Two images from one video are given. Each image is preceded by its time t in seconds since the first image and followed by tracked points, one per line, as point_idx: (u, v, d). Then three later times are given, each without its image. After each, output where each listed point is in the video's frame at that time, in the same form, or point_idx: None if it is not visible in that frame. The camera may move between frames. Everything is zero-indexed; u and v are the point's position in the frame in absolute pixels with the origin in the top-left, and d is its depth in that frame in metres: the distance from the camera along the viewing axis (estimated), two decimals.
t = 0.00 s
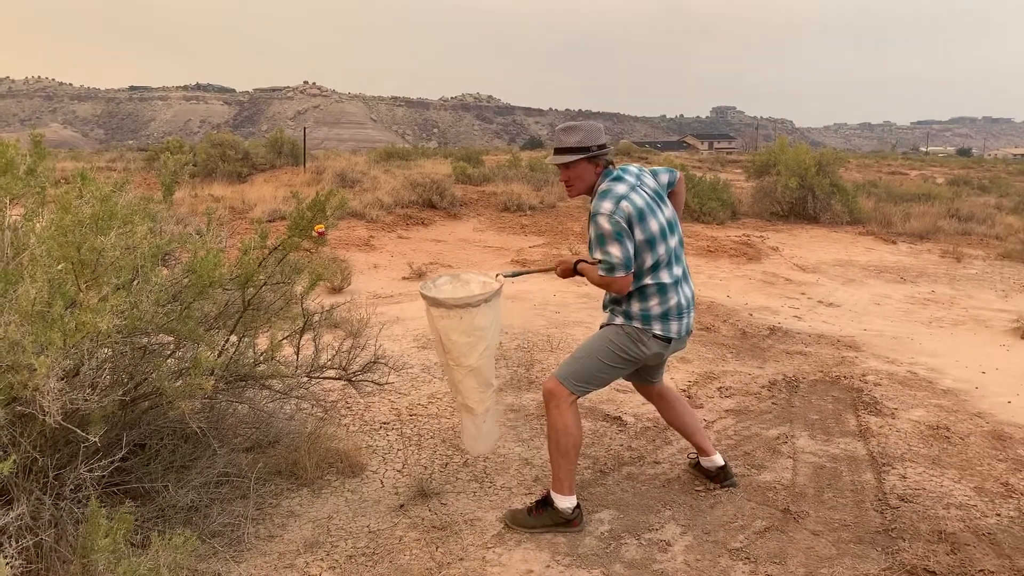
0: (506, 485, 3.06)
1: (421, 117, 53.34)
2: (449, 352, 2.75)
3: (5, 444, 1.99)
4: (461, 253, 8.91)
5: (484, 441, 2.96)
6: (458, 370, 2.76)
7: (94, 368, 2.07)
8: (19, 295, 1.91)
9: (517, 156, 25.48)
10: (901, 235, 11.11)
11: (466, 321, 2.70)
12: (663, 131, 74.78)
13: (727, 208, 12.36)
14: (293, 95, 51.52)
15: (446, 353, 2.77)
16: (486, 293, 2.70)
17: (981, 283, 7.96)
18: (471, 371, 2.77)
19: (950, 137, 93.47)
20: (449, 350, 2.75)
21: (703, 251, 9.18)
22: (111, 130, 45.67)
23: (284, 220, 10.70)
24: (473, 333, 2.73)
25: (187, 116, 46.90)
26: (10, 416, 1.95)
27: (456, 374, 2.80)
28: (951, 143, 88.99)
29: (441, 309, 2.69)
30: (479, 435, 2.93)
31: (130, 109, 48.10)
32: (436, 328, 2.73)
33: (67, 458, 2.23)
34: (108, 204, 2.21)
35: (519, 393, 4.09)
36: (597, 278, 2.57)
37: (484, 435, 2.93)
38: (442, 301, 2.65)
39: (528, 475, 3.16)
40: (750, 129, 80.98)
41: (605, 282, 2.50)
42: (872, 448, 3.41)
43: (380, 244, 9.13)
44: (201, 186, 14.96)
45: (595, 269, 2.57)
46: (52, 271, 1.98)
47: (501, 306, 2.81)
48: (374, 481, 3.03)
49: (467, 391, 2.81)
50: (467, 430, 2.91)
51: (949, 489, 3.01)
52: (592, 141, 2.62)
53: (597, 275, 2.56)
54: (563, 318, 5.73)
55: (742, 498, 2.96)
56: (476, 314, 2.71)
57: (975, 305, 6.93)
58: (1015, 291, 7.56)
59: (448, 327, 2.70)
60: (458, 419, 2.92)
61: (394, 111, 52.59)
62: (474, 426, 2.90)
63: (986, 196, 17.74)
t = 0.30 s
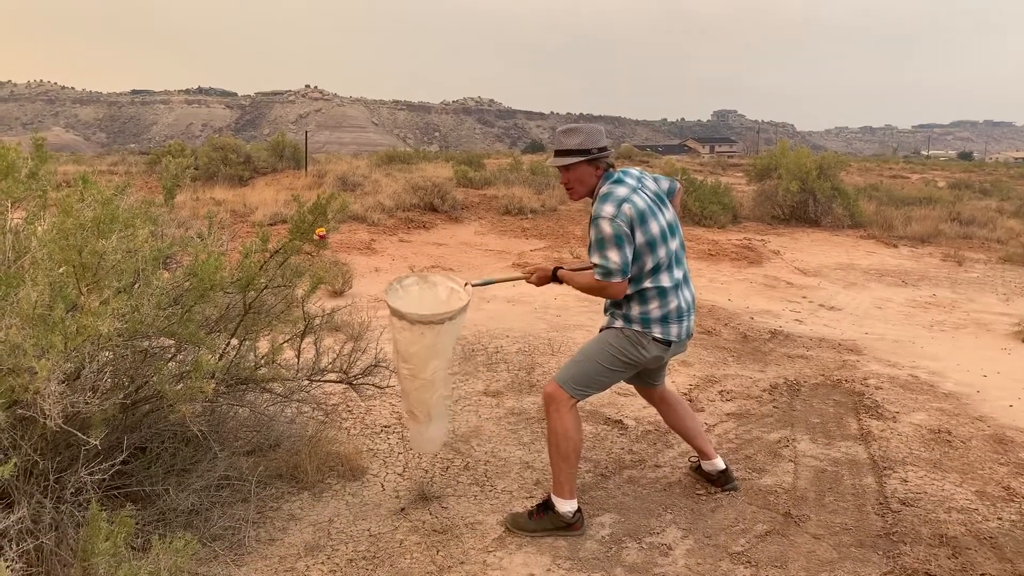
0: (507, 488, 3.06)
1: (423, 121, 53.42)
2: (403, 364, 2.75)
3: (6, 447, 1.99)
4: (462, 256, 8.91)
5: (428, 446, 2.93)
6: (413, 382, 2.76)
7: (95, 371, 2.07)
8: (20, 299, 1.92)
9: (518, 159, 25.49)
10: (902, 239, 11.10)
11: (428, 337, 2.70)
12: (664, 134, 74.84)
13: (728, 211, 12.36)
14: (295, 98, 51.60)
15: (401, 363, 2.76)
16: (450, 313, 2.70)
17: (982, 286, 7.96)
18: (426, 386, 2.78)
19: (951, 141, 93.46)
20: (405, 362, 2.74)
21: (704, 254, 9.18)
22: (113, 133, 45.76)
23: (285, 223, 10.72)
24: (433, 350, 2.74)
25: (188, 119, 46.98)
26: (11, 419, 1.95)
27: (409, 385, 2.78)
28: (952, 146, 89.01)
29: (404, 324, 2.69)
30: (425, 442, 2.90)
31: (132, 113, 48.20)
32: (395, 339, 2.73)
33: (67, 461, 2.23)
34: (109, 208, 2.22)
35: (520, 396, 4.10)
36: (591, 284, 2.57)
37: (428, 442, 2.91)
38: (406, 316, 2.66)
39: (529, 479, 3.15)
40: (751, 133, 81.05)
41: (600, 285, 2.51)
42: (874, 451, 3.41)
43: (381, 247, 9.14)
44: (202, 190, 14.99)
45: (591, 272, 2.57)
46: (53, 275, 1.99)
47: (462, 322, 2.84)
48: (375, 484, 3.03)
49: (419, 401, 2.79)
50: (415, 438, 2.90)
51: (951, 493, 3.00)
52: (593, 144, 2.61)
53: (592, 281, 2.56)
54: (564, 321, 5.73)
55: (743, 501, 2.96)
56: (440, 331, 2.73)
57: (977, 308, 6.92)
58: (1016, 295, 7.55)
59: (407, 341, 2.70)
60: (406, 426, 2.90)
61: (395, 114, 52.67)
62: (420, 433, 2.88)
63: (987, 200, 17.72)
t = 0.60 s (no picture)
0: (508, 493, 3.06)
1: (424, 126, 53.55)
2: (388, 377, 2.60)
3: (7, 451, 1.99)
4: (463, 261, 8.92)
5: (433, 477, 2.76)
6: (399, 398, 2.60)
7: (97, 376, 2.07)
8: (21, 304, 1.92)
9: (519, 164, 25.53)
10: (903, 244, 11.10)
11: (406, 341, 2.56)
12: (665, 139, 74.94)
13: (729, 216, 12.37)
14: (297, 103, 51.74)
15: (384, 379, 2.61)
16: (426, 310, 2.56)
17: (984, 291, 7.96)
18: (416, 401, 2.60)
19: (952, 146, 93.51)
20: (389, 373, 2.59)
21: (705, 259, 9.18)
22: (115, 138, 45.87)
23: (286, 228, 10.73)
24: (414, 356, 2.58)
25: (190, 124, 47.10)
26: (12, 423, 1.95)
27: (395, 402, 2.62)
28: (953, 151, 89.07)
29: (380, 330, 2.54)
30: (427, 472, 2.74)
31: (134, 118, 48.33)
32: (374, 350, 2.58)
33: (68, 466, 2.24)
34: (111, 213, 2.23)
35: (521, 401, 4.10)
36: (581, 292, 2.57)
37: (432, 470, 2.74)
38: (380, 319, 2.52)
39: (530, 484, 3.15)
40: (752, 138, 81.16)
41: (588, 293, 2.52)
42: (875, 456, 3.40)
43: (382, 252, 9.15)
44: (204, 195, 15.02)
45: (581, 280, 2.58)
46: (55, 279, 2.00)
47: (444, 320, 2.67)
48: (376, 489, 3.02)
49: (409, 419, 2.62)
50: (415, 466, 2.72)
51: (952, 498, 3.00)
52: (589, 149, 2.62)
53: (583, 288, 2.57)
54: (565, 326, 5.73)
55: (744, 507, 2.95)
56: (418, 331, 2.57)
57: (978, 313, 6.91)
58: (1017, 300, 7.54)
59: (387, 349, 2.56)
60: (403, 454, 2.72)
61: (397, 119, 52.79)
62: (420, 461, 2.71)
63: (988, 205, 17.73)
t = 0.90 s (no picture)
0: (509, 498, 3.05)
1: (426, 130, 53.66)
2: (374, 385, 2.58)
3: (9, 455, 2.00)
4: (465, 265, 8.93)
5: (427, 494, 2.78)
6: (385, 405, 2.59)
7: (99, 379, 2.08)
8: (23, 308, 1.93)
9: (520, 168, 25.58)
10: (904, 248, 11.10)
11: (391, 344, 2.54)
12: (666, 143, 75.02)
13: (730, 220, 12.38)
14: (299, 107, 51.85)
15: (370, 386, 2.59)
16: (410, 312, 2.56)
17: (985, 296, 7.95)
18: (401, 406, 2.60)
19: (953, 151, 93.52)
20: (375, 381, 2.57)
21: (706, 263, 9.18)
22: (117, 142, 45.99)
23: (288, 232, 10.75)
24: (400, 359, 2.57)
25: (192, 128, 47.22)
26: (14, 427, 1.96)
27: (382, 410, 2.61)
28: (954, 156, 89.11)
29: (364, 337, 2.51)
30: (418, 484, 2.75)
31: (136, 122, 48.45)
32: (358, 356, 2.55)
33: (69, 470, 2.24)
34: (114, 217, 2.23)
35: (523, 405, 4.10)
36: (573, 296, 2.57)
37: (424, 482, 2.75)
38: (365, 324, 2.49)
39: (531, 488, 3.15)
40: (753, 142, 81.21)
41: (581, 297, 2.53)
42: (877, 461, 3.39)
43: (384, 256, 9.16)
44: (206, 198, 15.05)
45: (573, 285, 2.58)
46: (57, 283, 2.01)
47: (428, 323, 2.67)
48: (377, 493, 3.02)
49: (397, 430, 2.62)
50: (405, 480, 2.73)
51: (954, 503, 2.99)
52: (587, 155, 2.64)
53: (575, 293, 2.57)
54: (566, 330, 5.73)
55: (746, 511, 2.95)
56: (402, 334, 2.55)
57: (979, 318, 6.91)
58: (1019, 304, 7.54)
59: (372, 356, 2.53)
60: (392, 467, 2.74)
61: (399, 123, 52.89)
62: (411, 472, 2.72)
63: (989, 209, 17.74)
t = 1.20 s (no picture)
0: (511, 502, 3.05)
1: (428, 135, 53.77)
2: (365, 389, 2.57)
3: (12, 459, 2.00)
4: (467, 270, 8.94)
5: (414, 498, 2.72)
6: (376, 410, 2.58)
7: (102, 384, 2.08)
8: (27, 312, 1.94)
9: (522, 173, 25.61)
10: (907, 254, 11.09)
11: (383, 350, 2.54)
12: (668, 148, 75.05)
13: (732, 225, 12.38)
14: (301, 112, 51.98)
15: (362, 391, 2.59)
16: (405, 319, 2.57)
17: (988, 301, 7.94)
18: (392, 412, 2.58)
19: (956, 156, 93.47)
20: (367, 386, 2.57)
21: (709, 268, 9.18)
22: (120, 147, 46.13)
23: (291, 237, 10.77)
24: (392, 365, 2.57)
25: (195, 133, 47.37)
26: (18, 432, 1.96)
27: (372, 415, 2.60)
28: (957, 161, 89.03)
29: (356, 340, 2.52)
30: (406, 488, 2.69)
31: (140, 126, 48.59)
32: (349, 360, 2.55)
33: (72, 474, 2.25)
34: (117, 222, 2.24)
35: (525, 410, 4.10)
36: (571, 299, 2.56)
37: (413, 485, 2.69)
38: (357, 328, 2.50)
39: (533, 493, 3.15)
40: (755, 147, 81.24)
41: (580, 299, 2.53)
42: (879, 466, 3.39)
43: (386, 261, 9.17)
44: (208, 203, 15.08)
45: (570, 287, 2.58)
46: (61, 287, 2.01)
47: (423, 329, 2.67)
48: (379, 498, 3.03)
49: (387, 435, 2.60)
50: (392, 483, 2.68)
51: (957, 508, 2.98)
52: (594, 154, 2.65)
53: (574, 295, 2.55)
54: (569, 335, 5.73)
55: (748, 516, 2.94)
56: (395, 340, 2.56)
57: (982, 323, 6.90)
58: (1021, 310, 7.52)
59: (363, 360, 2.53)
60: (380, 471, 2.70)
61: (401, 128, 53.00)
62: (398, 475, 2.67)
63: (992, 215, 17.72)
